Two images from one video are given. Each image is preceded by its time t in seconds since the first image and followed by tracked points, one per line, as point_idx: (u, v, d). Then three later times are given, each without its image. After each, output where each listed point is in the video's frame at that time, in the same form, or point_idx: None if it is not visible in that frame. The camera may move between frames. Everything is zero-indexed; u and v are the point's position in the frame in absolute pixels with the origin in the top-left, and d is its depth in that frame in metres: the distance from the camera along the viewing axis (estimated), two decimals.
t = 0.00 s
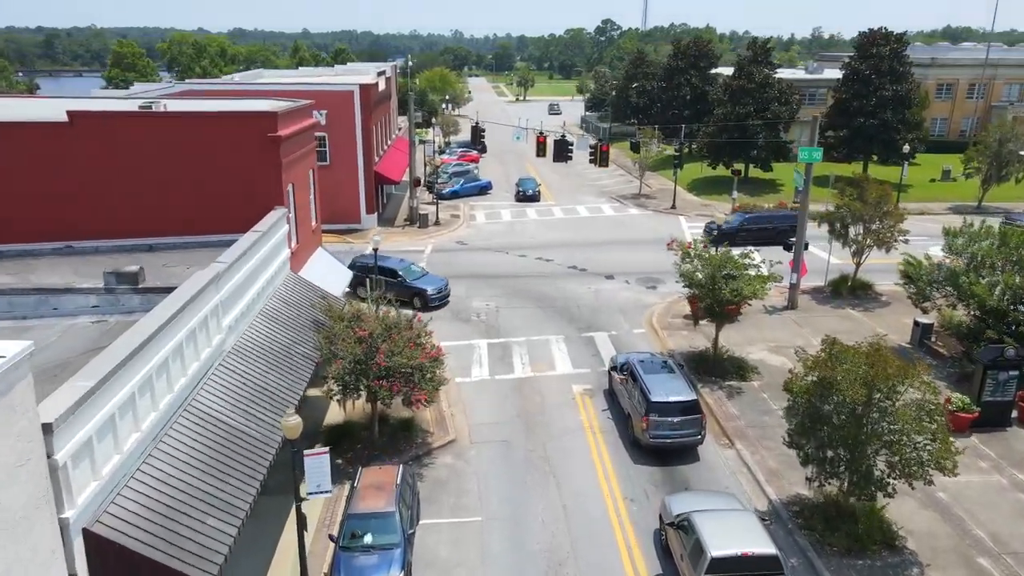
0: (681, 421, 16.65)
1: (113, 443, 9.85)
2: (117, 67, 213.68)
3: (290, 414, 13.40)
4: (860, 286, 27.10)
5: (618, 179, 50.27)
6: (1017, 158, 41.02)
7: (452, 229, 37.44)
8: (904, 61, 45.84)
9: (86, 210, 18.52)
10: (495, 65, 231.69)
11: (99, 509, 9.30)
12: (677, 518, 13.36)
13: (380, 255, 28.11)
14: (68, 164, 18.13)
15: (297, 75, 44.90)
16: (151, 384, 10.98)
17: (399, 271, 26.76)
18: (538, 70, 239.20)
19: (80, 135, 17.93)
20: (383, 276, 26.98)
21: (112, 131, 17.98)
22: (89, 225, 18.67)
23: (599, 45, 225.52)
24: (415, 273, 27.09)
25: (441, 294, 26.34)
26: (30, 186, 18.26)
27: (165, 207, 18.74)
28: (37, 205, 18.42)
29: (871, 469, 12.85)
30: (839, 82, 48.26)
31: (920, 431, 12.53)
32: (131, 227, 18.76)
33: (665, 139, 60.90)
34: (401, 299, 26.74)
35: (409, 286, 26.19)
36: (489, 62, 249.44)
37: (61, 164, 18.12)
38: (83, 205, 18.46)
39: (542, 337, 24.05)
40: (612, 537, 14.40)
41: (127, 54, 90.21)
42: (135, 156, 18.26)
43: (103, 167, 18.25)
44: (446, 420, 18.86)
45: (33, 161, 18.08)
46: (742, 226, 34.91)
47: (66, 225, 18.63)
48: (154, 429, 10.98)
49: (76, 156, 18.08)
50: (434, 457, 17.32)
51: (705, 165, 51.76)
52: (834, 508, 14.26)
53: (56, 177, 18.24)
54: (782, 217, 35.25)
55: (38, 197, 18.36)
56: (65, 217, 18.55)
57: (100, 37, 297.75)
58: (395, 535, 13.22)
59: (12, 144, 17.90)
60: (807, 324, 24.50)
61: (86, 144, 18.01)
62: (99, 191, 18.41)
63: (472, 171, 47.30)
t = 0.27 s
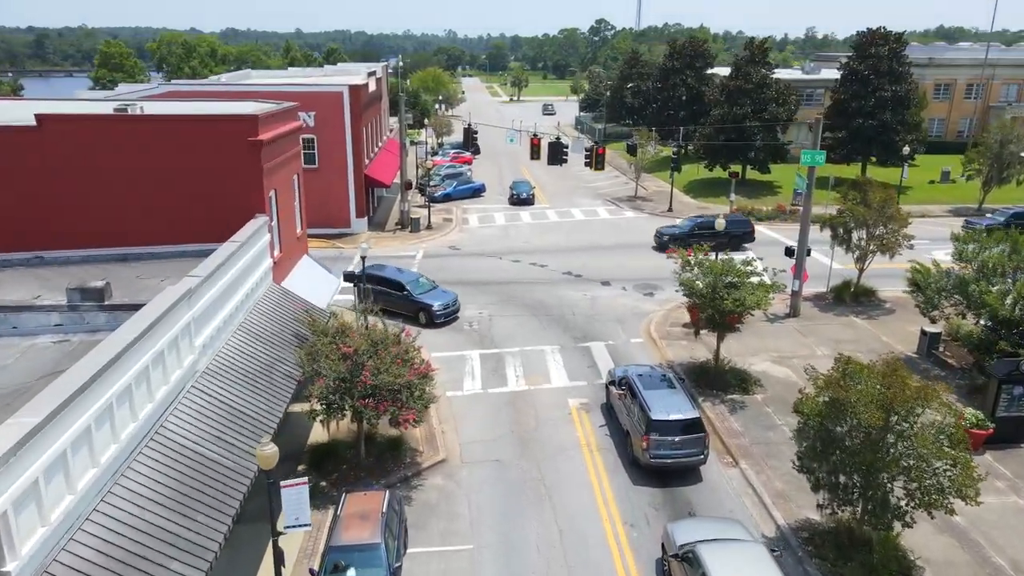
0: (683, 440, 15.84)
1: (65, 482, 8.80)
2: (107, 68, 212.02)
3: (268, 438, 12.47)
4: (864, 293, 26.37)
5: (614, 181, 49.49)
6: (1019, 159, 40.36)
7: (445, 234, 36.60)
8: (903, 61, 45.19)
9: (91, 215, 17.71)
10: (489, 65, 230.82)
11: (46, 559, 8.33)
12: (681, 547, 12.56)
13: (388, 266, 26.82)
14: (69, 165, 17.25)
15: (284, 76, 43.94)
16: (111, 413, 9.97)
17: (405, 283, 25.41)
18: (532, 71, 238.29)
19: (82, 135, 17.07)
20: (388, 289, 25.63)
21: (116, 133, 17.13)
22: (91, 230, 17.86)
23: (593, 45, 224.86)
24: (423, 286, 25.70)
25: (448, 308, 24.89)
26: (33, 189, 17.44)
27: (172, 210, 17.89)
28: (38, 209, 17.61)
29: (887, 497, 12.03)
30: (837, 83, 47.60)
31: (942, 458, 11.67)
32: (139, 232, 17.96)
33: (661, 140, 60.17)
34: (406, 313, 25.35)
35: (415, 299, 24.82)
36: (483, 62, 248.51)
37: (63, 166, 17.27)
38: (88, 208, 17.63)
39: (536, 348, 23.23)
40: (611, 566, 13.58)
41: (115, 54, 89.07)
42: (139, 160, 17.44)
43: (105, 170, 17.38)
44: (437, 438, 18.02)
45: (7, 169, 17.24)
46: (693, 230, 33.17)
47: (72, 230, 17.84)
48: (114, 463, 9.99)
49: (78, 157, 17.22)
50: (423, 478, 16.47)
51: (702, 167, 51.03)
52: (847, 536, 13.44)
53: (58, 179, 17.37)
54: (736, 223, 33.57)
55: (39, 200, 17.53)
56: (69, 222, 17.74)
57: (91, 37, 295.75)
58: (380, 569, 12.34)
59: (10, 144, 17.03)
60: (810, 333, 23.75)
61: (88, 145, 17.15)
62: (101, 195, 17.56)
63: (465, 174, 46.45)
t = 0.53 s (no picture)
0: (686, 461, 15.03)
1: (8, 529, 7.69)
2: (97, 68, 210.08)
3: (244, 469, 11.42)
4: (868, 300, 25.63)
5: (610, 183, 48.71)
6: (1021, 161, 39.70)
7: (437, 238, 35.76)
8: (903, 62, 44.51)
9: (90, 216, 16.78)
10: (483, 65, 230.13)
11: None
12: None
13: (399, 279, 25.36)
14: (69, 165, 16.36)
15: (273, 76, 43.08)
16: (68, 446, 8.87)
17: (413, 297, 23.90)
18: (526, 71, 237.53)
19: (84, 132, 16.21)
20: (395, 302, 24.15)
21: (121, 130, 16.28)
22: (82, 236, 16.94)
23: (588, 45, 224.46)
24: (432, 301, 24.12)
25: (454, 327, 23.23)
26: (29, 187, 16.46)
27: (173, 214, 17.04)
28: (34, 209, 16.63)
29: (907, 530, 11.20)
30: (836, 83, 46.89)
31: (967, 487, 10.89)
32: (138, 235, 17.06)
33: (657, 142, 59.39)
34: (411, 329, 23.79)
35: (421, 314, 23.27)
36: (477, 62, 247.59)
37: (64, 164, 16.38)
38: (88, 209, 16.73)
39: (532, 359, 22.40)
40: None
41: (103, 54, 87.98)
42: (135, 162, 16.58)
43: (108, 169, 16.52)
44: (426, 458, 17.15)
45: None
46: (641, 234, 31.86)
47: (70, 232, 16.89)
48: (69, 502, 8.90)
49: (80, 155, 16.35)
50: (413, 501, 15.61)
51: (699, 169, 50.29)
52: (863, 568, 12.57)
53: (57, 178, 16.46)
54: (685, 226, 32.27)
55: (36, 199, 16.57)
56: (67, 223, 16.80)
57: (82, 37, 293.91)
58: None
59: (10, 141, 16.11)
60: (814, 343, 22.99)
61: (91, 142, 16.29)
62: (95, 199, 16.66)
63: (458, 176, 45.59)
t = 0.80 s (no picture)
0: (690, 482, 14.32)
1: None
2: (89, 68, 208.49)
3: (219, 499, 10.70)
4: (873, 306, 24.99)
5: (606, 185, 48.04)
6: None
7: (431, 242, 35.03)
8: (903, 62, 43.95)
9: (93, 219, 16.03)
10: (478, 65, 229.39)
11: None
12: None
13: (408, 291, 24.07)
14: (61, 167, 15.60)
15: (264, 77, 42.31)
16: (24, 483, 8.10)
17: (417, 312, 22.61)
18: (522, 71, 236.84)
19: (87, 132, 15.49)
20: (399, 317, 22.91)
21: (127, 129, 15.57)
22: (74, 242, 16.16)
23: (583, 45, 223.95)
24: (438, 317, 22.76)
25: (457, 346, 21.83)
26: (28, 187, 15.64)
27: (177, 219, 16.32)
28: (29, 211, 15.80)
29: (928, 562, 10.45)
30: (835, 84, 46.28)
31: (994, 517, 10.14)
32: (141, 240, 16.31)
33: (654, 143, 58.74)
34: (414, 346, 22.55)
35: (423, 332, 21.97)
36: (473, 61, 246.86)
37: (67, 164, 15.63)
38: (89, 211, 15.97)
39: (528, 370, 21.67)
40: None
41: (91, 54, 86.84)
42: (130, 165, 15.83)
43: (110, 170, 15.78)
44: (418, 476, 16.41)
45: None
46: (593, 239, 31.09)
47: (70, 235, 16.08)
48: (24, 543, 8.16)
49: (84, 154, 15.62)
50: (404, 524, 14.86)
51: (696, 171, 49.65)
52: None
53: (59, 177, 15.68)
54: (640, 232, 31.51)
55: (26, 203, 15.76)
56: (68, 225, 16.02)
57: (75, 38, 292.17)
58: None
59: None
60: (819, 351, 22.34)
61: (96, 141, 15.56)
62: (88, 204, 15.91)
63: (452, 178, 44.86)
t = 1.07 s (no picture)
0: (696, 508, 13.50)
1: None
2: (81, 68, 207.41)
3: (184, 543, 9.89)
4: (880, 314, 24.23)
5: (603, 188, 47.28)
6: None
7: (424, 247, 34.20)
8: (904, 62, 43.24)
9: (95, 220, 15.12)
10: (474, 65, 228.74)
11: None
12: None
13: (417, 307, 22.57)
14: (60, 167, 14.69)
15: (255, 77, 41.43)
16: None
17: (421, 332, 21.09)
18: (517, 71, 236.13)
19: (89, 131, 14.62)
20: (403, 336, 21.46)
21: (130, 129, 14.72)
22: (71, 247, 15.21)
23: (579, 45, 223.46)
24: (443, 338, 21.19)
25: (460, 371, 20.24)
26: (27, 188, 14.71)
27: (180, 226, 15.44)
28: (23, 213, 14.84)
29: None
30: (835, 84, 45.58)
31: None
32: (142, 242, 15.42)
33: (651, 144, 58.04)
34: (416, 368, 21.08)
35: (425, 355, 20.45)
36: (468, 62, 246.12)
37: (67, 164, 14.72)
38: (90, 212, 15.05)
39: (524, 382, 20.85)
40: None
41: (80, 54, 86.20)
42: (132, 166, 14.95)
43: (111, 172, 14.90)
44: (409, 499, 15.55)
45: None
46: (536, 246, 30.02)
47: (71, 238, 15.17)
48: None
49: (83, 154, 14.72)
50: (392, 552, 14.01)
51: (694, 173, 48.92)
52: None
53: (59, 177, 14.78)
54: (584, 239, 30.50)
55: (22, 205, 14.81)
56: (69, 227, 15.11)
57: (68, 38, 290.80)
58: None
59: None
60: (825, 362, 21.57)
61: (97, 140, 14.68)
62: (87, 206, 15.00)
63: (445, 181, 44.04)
